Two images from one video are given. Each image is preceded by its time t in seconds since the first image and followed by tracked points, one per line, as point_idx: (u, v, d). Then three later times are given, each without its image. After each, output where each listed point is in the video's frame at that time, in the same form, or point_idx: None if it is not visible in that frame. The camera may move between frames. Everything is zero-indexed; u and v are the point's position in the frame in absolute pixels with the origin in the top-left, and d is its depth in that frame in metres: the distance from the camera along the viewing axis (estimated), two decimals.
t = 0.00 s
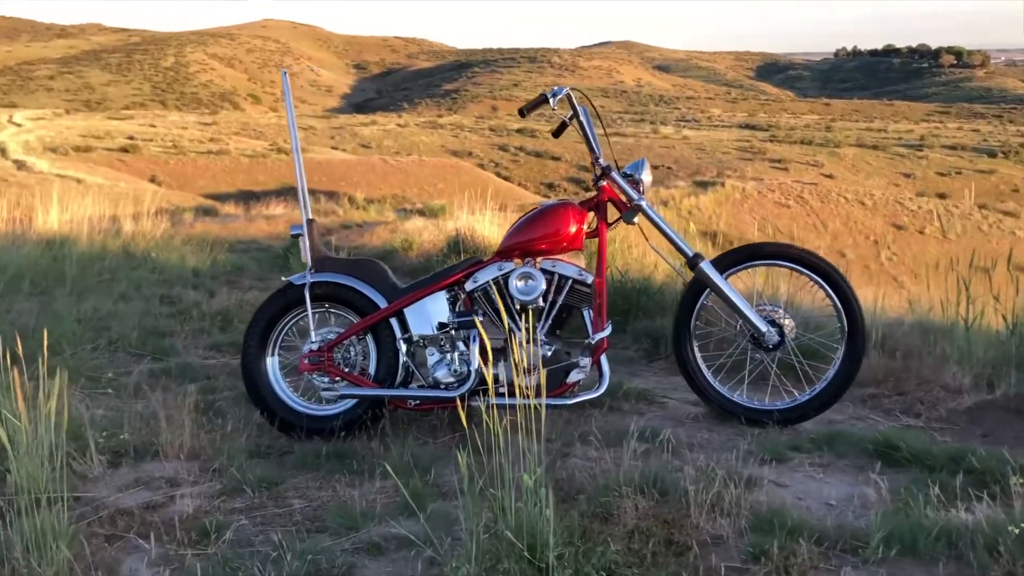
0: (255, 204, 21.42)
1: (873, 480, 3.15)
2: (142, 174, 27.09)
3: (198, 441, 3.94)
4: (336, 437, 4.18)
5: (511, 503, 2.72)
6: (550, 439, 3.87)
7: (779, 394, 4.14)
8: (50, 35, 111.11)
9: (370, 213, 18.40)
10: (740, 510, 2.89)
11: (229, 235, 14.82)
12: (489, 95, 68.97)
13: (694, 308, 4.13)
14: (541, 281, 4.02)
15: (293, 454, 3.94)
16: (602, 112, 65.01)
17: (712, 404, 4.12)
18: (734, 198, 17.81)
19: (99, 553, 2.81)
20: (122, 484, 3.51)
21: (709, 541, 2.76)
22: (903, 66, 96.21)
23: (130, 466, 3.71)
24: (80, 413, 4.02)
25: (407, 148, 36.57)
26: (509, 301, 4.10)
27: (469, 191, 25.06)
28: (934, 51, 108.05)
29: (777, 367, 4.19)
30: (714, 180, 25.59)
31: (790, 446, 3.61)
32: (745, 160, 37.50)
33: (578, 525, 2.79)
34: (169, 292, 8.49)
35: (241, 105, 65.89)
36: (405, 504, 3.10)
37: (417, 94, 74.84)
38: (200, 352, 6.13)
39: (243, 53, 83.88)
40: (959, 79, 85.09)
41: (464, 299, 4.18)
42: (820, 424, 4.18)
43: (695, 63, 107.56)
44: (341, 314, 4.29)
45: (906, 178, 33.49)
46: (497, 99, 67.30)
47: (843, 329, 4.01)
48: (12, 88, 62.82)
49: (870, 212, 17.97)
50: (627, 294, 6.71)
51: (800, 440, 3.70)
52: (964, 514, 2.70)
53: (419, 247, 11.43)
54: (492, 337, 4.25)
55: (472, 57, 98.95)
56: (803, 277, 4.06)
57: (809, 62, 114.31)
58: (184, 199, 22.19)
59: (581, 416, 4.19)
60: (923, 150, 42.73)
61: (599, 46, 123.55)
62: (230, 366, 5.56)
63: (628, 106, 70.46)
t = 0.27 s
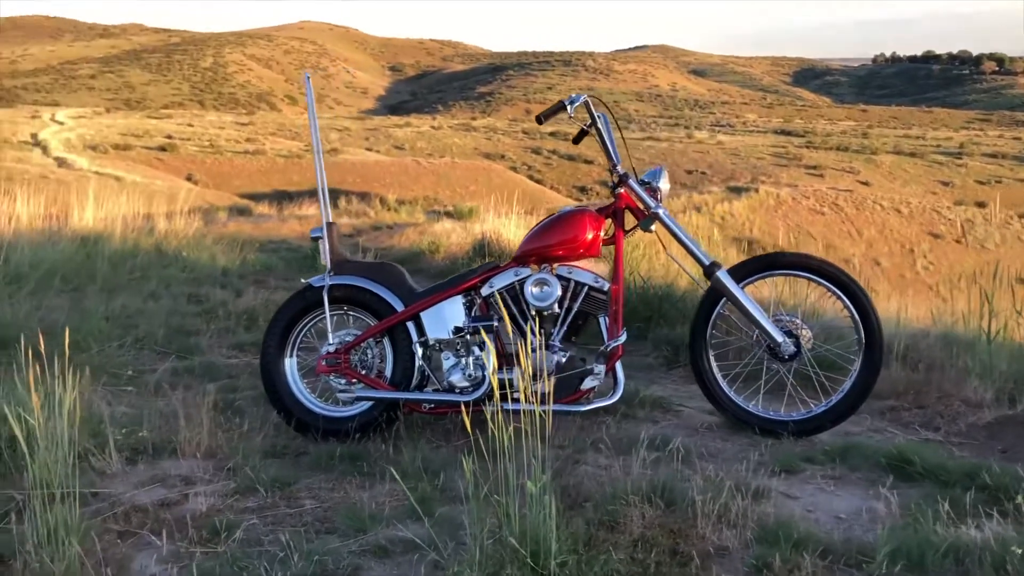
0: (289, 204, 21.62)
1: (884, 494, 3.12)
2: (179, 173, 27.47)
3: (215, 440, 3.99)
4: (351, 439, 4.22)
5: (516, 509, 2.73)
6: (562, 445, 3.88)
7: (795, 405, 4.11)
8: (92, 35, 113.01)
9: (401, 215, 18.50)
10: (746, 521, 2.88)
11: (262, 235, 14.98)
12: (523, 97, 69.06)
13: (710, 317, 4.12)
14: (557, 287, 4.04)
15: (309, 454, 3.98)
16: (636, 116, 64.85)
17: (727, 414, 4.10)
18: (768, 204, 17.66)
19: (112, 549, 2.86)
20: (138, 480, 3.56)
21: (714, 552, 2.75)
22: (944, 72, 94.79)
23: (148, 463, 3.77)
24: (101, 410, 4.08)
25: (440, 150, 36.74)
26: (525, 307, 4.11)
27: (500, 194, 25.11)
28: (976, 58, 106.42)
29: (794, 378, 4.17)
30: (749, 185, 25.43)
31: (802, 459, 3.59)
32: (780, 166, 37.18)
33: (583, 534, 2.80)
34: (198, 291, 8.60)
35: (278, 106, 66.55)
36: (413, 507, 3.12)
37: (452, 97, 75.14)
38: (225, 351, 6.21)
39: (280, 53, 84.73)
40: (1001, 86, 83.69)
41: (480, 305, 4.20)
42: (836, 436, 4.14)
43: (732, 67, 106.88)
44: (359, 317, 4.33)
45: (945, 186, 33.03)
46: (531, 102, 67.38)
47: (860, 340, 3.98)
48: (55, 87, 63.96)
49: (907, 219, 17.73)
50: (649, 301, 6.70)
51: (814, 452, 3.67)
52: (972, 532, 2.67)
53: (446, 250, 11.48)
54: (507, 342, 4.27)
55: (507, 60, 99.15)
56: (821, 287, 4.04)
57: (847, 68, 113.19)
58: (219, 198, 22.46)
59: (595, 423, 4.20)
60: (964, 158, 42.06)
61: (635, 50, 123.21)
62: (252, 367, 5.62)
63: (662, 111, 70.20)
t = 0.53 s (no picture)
0: (321, 203, 21.78)
1: (892, 508, 3.10)
2: (214, 170, 27.80)
3: (229, 436, 4.03)
4: (364, 438, 4.24)
5: (519, 513, 2.74)
6: (573, 449, 3.89)
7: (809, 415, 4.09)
8: (133, 32, 114.59)
9: (431, 216, 18.58)
10: (750, 531, 2.87)
11: (293, 233, 15.11)
12: (557, 99, 69.08)
13: (724, 325, 4.10)
14: (571, 292, 4.04)
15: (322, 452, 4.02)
16: (670, 120, 64.63)
17: (739, 422, 4.08)
18: (800, 211, 17.53)
19: (121, 542, 2.91)
20: (152, 474, 3.62)
21: (716, 562, 2.74)
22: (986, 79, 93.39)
23: (162, 457, 3.82)
24: (119, 404, 4.15)
25: (473, 151, 36.87)
26: (539, 311, 4.12)
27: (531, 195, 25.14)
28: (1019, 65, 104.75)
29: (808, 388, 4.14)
30: (782, 191, 25.22)
31: (813, 470, 3.57)
32: (815, 172, 36.85)
33: (585, 539, 2.81)
34: (224, 287, 8.70)
35: (314, 105, 67.12)
36: (421, 507, 3.15)
37: (486, 98, 75.31)
38: (247, 348, 6.28)
39: (316, 53, 85.43)
40: None
41: (495, 308, 4.21)
42: (850, 447, 4.11)
43: (768, 72, 106.11)
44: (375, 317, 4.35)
45: (983, 195, 32.53)
46: (564, 104, 67.39)
47: (876, 352, 3.95)
48: (96, 83, 64.96)
49: (943, 228, 17.50)
50: (669, 307, 6.67)
51: (826, 463, 3.65)
52: (978, 549, 2.64)
53: (471, 252, 11.52)
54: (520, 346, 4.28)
55: (542, 62, 99.23)
56: (837, 297, 4.01)
57: (886, 74, 111.91)
58: (252, 196, 22.69)
59: (608, 429, 4.19)
60: (1004, 167, 41.42)
61: (670, 53, 122.77)
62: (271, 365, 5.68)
63: (697, 115, 69.89)
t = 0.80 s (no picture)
0: (350, 202, 21.92)
1: (897, 519, 3.08)
2: (246, 168, 28.11)
3: (241, 432, 4.08)
4: (374, 438, 4.27)
5: (518, 516, 2.76)
6: (581, 454, 3.89)
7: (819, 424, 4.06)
8: (169, 31, 115.92)
9: (459, 217, 18.66)
10: (751, 538, 2.87)
11: (321, 232, 15.23)
12: (587, 102, 69.06)
13: (736, 332, 4.09)
14: (581, 296, 4.05)
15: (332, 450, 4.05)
16: (701, 125, 64.40)
17: (749, 430, 4.06)
18: (831, 218, 17.39)
19: (129, 533, 2.96)
20: (163, 468, 3.67)
21: (715, 568, 2.74)
22: None
23: (175, 452, 3.87)
24: (134, 398, 4.21)
25: (502, 153, 36.97)
26: (550, 314, 4.13)
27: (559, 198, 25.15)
28: None
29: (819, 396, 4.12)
30: (814, 198, 25.01)
31: (821, 479, 3.55)
32: (848, 179, 36.53)
33: (584, 543, 2.81)
34: (247, 285, 8.79)
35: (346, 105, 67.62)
36: (424, 506, 3.17)
37: (517, 100, 75.41)
38: (267, 345, 6.35)
39: (349, 54, 85.95)
40: None
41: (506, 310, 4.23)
42: (861, 457, 4.08)
43: (802, 77, 105.34)
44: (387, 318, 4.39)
45: (1019, 204, 32.09)
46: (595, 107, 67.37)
47: (888, 361, 3.92)
48: (132, 81, 65.78)
49: (977, 238, 17.28)
50: (688, 313, 6.65)
51: (834, 472, 3.63)
52: (979, 563, 2.63)
53: (494, 254, 11.56)
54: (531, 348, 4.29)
55: (573, 65, 99.26)
56: (849, 306, 3.98)
57: (923, 81, 110.66)
58: (282, 194, 22.88)
59: (618, 434, 4.19)
60: None
61: (703, 58, 122.27)
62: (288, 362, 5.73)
63: (728, 120, 69.56)
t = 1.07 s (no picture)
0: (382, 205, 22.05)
1: (899, 527, 3.07)
2: (281, 170, 28.43)
3: (254, 428, 4.14)
4: (386, 437, 4.32)
5: (516, 516, 2.79)
6: (587, 457, 3.91)
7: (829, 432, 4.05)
8: (209, 34, 117.33)
9: (489, 221, 18.74)
10: (750, 543, 2.87)
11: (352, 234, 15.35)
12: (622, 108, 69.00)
13: (746, 338, 4.08)
14: (591, 299, 4.08)
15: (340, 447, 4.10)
16: (736, 131, 64.05)
17: (758, 436, 4.05)
18: (866, 226, 17.19)
19: (137, 524, 3.03)
20: (176, 461, 3.74)
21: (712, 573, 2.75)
22: None
23: (188, 446, 3.94)
24: (152, 393, 4.30)
25: (535, 158, 37.06)
26: (560, 317, 4.17)
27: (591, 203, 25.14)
28: None
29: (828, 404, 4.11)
30: (849, 206, 24.74)
31: (827, 487, 3.53)
32: (885, 188, 36.11)
33: (582, 543, 2.84)
34: (272, 285, 8.89)
35: (380, 109, 68.08)
36: (428, 505, 3.20)
37: (551, 105, 75.47)
38: (287, 343, 6.42)
39: (385, 58, 86.50)
40: None
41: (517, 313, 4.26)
42: (872, 466, 4.06)
43: (840, 85, 104.36)
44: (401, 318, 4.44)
45: None
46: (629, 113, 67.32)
47: (899, 371, 3.89)
48: (172, 83, 66.70)
49: (1015, 249, 17.00)
50: (707, 318, 6.62)
51: (841, 480, 3.62)
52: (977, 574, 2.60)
53: (519, 258, 11.60)
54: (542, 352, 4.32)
55: (608, 70, 99.22)
56: (861, 313, 3.96)
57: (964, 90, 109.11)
58: (315, 197, 23.08)
59: (627, 438, 4.20)
60: None
61: (741, 64, 121.60)
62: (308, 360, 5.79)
63: (763, 127, 69.12)
